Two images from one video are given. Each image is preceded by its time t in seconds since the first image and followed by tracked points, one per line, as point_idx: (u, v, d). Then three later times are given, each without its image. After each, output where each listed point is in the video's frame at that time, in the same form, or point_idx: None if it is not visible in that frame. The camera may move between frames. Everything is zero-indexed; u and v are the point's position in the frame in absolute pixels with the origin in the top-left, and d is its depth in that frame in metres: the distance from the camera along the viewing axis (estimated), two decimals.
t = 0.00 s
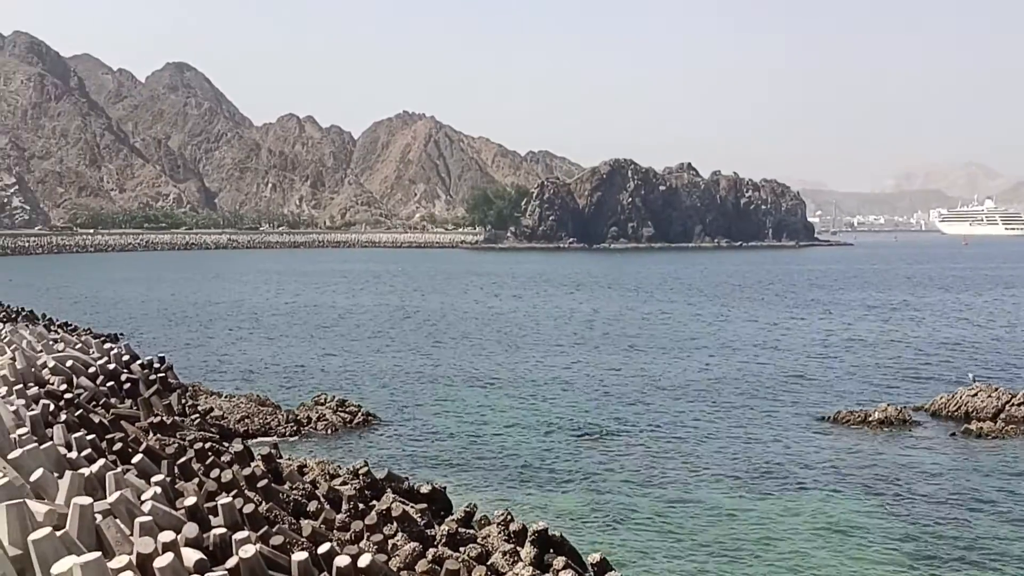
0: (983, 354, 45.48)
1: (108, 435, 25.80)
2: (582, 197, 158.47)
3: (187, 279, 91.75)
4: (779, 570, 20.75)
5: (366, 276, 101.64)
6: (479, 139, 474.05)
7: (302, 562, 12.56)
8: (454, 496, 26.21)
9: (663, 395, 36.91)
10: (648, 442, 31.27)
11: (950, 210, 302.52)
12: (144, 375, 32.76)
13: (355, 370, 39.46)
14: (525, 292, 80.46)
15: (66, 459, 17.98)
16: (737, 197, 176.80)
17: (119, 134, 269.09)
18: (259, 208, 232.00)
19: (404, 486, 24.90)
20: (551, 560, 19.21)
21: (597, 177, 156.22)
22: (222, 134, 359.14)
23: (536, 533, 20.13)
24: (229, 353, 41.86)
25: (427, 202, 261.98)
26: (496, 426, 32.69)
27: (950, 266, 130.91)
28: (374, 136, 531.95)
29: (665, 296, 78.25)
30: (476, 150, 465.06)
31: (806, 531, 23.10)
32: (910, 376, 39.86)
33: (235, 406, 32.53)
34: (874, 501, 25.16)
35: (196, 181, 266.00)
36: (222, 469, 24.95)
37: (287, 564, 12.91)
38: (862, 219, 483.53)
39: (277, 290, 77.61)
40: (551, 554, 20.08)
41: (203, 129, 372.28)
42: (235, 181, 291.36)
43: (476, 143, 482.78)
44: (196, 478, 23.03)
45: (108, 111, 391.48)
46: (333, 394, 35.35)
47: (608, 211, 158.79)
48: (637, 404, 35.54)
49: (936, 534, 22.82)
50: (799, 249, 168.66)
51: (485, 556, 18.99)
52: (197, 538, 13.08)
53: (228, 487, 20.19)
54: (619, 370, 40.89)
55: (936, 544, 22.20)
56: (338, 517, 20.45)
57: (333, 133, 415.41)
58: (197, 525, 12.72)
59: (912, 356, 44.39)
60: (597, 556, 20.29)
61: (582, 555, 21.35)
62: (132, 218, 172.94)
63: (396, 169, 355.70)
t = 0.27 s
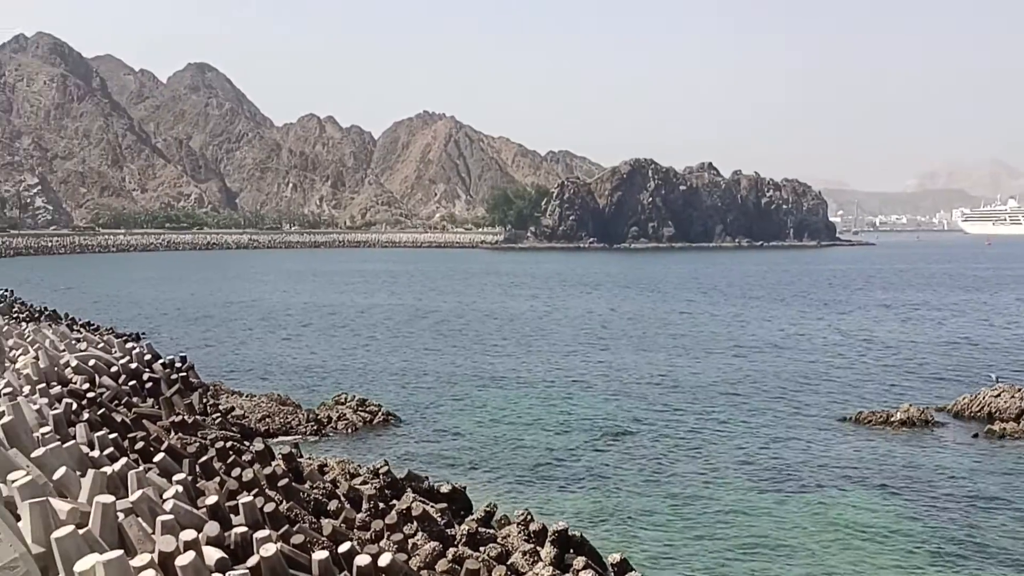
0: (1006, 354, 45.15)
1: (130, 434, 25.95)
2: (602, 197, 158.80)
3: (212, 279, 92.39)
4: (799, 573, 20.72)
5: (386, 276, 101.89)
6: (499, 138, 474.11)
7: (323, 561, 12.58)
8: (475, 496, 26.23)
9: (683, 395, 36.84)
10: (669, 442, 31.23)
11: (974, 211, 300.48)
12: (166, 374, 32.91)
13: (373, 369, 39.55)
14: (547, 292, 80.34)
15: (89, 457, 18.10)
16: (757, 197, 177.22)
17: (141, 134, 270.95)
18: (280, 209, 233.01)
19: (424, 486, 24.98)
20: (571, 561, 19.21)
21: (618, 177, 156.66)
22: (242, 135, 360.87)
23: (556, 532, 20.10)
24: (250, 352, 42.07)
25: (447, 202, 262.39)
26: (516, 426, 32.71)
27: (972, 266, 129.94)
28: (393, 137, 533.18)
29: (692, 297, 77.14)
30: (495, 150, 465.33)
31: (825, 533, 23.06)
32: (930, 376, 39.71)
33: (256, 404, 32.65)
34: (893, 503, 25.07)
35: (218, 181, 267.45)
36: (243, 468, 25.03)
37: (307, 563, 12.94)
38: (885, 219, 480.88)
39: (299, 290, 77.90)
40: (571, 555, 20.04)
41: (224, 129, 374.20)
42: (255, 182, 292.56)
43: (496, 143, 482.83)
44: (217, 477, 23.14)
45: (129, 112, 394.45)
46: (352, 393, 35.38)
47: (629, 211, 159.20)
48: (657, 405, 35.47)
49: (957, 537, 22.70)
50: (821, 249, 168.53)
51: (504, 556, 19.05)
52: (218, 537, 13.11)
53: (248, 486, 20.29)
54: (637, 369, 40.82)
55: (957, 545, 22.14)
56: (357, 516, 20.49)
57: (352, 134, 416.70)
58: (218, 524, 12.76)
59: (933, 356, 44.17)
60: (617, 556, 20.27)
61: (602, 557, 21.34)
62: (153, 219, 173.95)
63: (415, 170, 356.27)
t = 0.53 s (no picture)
0: None
1: (151, 433, 26.07)
2: (621, 196, 159.43)
3: (233, 278, 92.48)
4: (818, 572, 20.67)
5: (405, 275, 102.18)
6: (517, 137, 473.97)
7: (341, 560, 12.56)
8: (493, 495, 26.26)
9: (701, 394, 36.72)
10: (687, 442, 31.11)
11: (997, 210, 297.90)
12: (186, 373, 33.05)
13: (392, 368, 39.67)
14: (566, 291, 80.01)
15: (110, 456, 18.16)
16: (777, 196, 176.95)
17: (160, 134, 272.62)
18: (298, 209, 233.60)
19: (442, 485, 24.99)
20: (589, 560, 19.19)
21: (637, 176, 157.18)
22: (261, 134, 362.39)
23: (575, 532, 20.08)
24: (269, 351, 42.24)
25: (465, 202, 262.68)
26: (534, 425, 32.69)
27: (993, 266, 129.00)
28: (411, 136, 534.45)
29: (713, 296, 76.95)
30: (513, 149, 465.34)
31: (844, 533, 23.00)
32: (951, 376, 39.49)
33: (275, 403, 32.77)
34: (914, 503, 24.94)
35: (237, 181, 268.76)
36: (263, 467, 25.16)
37: (326, 561, 12.94)
38: (905, 218, 477.79)
39: (319, 289, 78.32)
40: (590, 554, 19.99)
41: (243, 128, 376.03)
42: (273, 181, 293.98)
43: (513, 142, 482.88)
44: (237, 476, 23.25)
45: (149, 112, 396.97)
46: (371, 392, 35.48)
47: (648, 211, 159.75)
48: (675, 404, 35.39)
49: (979, 538, 22.56)
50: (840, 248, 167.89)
51: (523, 555, 19.03)
52: (238, 536, 13.15)
53: (268, 485, 20.37)
54: (655, 369, 40.71)
55: (978, 547, 22.01)
56: (377, 515, 20.54)
57: (369, 133, 417.80)
58: (237, 523, 12.77)
59: (954, 357, 43.89)
60: (635, 556, 20.25)
61: (621, 556, 21.31)
62: (173, 218, 174.94)
63: (433, 169, 356.77)
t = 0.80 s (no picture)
0: None
1: (170, 430, 26.20)
2: (639, 195, 159.73)
3: (251, 277, 92.75)
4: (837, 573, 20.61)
5: (424, 274, 102.50)
6: (536, 136, 473.63)
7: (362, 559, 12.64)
8: (511, 495, 26.27)
9: (721, 394, 36.59)
10: (706, 442, 31.03)
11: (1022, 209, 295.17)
12: (205, 371, 33.20)
13: (410, 367, 39.76)
14: (585, 290, 79.72)
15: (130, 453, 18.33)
16: (797, 195, 176.62)
17: (180, 133, 274.27)
18: (318, 207, 234.83)
19: (461, 484, 25.02)
20: (608, 559, 19.19)
21: (656, 175, 157.21)
22: (281, 133, 363.39)
23: (593, 532, 20.04)
24: (289, 349, 42.42)
25: (484, 200, 262.86)
26: (553, 425, 32.67)
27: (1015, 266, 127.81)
28: (430, 135, 535.44)
29: (735, 296, 76.31)
30: (532, 147, 465.28)
31: (863, 534, 22.92)
32: (973, 377, 39.18)
33: (294, 402, 32.91)
34: (935, 504, 24.81)
35: (257, 180, 269.80)
36: (281, 464, 25.27)
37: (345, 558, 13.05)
38: (927, 217, 474.19)
39: (339, 288, 78.66)
40: (608, 554, 19.97)
41: (263, 128, 377.36)
42: (293, 180, 295.16)
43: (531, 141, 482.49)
44: (256, 474, 23.33)
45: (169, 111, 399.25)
46: (389, 390, 35.59)
47: (667, 210, 159.91)
48: (694, 404, 35.31)
49: (1000, 540, 22.41)
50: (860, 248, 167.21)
51: (541, 554, 19.04)
52: (257, 534, 13.25)
53: (287, 483, 20.44)
54: (673, 369, 40.58)
55: (1000, 549, 21.85)
56: (394, 514, 20.61)
57: (388, 132, 418.70)
58: (257, 521, 12.85)
59: (976, 357, 43.55)
60: (654, 556, 20.21)
61: (639, 555, 21.28)
62: (193, 217, 175.85)
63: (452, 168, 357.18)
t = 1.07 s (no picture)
0: None
1: (192, 428, 26.32)
2: (660, 194, 159.98)
3: (273, 276, 93.35)
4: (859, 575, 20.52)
5: (444, 273, 102.69)
6: (556, 136, 473.39)
7: (382, 557, 12.57)
8: (532, 494, 26.25)
9: (741, 395, 36.39)
10: (727, 443, 30.85)
11: None
12: (227, 370, 33.35)
13: (430, 366, 39.78)
14: (607, 290, 79.74)
15: (152, 451, 18.36)
16: (820, 194, 176.15)
17: (202, 133, 275.94)
18: (339, 206, 235.77)
19: (482, 483, 24.99)
20: (628, 559, 19.19)
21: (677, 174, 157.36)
22: (303, 133, 364.83)
23: (614, 532, 19.97)
24: (310, 347, 42.56)
25: (504, 199, 263.02)
26: (573, 425, 32.58)
27: None
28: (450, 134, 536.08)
29: (759, 295, 76.21)
30: (552, 146, 465.02)
31: (886, 536, 22.80)
32: (998, 378, 38.86)
33: (315, 401, 32.99)
34: (959, 507, 24.64)
35: (278, 179, 271.05)
36: (302, 463, 25.31)
37: (365, 558, 12.95)
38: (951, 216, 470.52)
39: (361, 286, 78.84)
40: (629, 554, 19.90)
41: (284, 128, 379.28)
42: (314, 179, 296.28)
43: (552, 139, 481.97)
44: (277, 472, 23.37)
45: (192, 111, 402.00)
46: (409, 389, 35.64)
47: (688, 210, 160.01)
48: (715, 404, 35.20)
49: None
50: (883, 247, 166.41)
51: (562, 554, 18.97)
52: (279, 532, 13.22)
53: (309, 481, 20.50)
54: (694, 369, 40.40)
55: None
56: (415, 512, 20.62)
57: (408, 131, 419.57)
58: (278, 520, 12.81)
59: (1001, 358, 43.16)
60: (675, 557, 20.17)
61: (660, 556, 21.23)
62: (215, 215, 176.85)
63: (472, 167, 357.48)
